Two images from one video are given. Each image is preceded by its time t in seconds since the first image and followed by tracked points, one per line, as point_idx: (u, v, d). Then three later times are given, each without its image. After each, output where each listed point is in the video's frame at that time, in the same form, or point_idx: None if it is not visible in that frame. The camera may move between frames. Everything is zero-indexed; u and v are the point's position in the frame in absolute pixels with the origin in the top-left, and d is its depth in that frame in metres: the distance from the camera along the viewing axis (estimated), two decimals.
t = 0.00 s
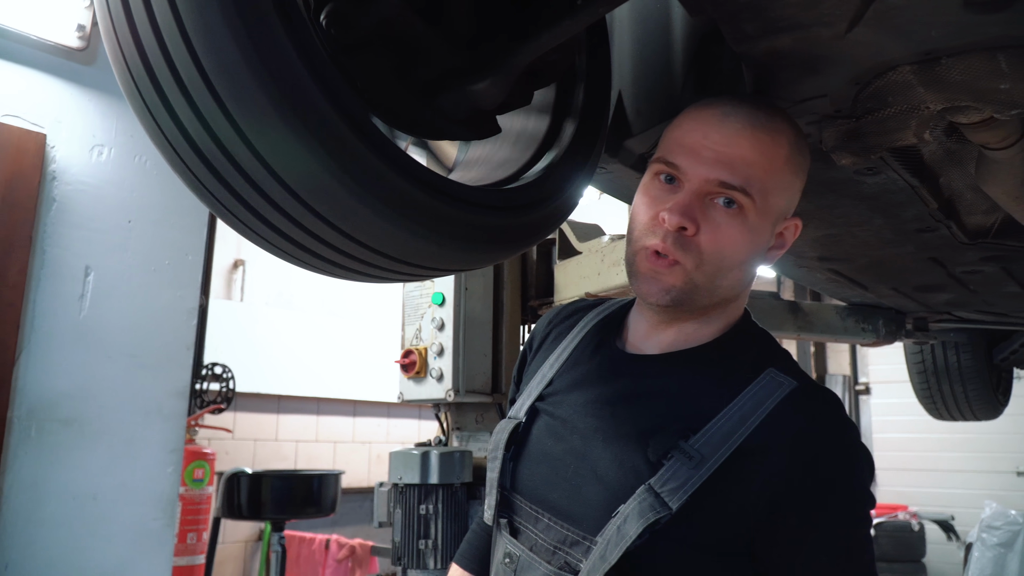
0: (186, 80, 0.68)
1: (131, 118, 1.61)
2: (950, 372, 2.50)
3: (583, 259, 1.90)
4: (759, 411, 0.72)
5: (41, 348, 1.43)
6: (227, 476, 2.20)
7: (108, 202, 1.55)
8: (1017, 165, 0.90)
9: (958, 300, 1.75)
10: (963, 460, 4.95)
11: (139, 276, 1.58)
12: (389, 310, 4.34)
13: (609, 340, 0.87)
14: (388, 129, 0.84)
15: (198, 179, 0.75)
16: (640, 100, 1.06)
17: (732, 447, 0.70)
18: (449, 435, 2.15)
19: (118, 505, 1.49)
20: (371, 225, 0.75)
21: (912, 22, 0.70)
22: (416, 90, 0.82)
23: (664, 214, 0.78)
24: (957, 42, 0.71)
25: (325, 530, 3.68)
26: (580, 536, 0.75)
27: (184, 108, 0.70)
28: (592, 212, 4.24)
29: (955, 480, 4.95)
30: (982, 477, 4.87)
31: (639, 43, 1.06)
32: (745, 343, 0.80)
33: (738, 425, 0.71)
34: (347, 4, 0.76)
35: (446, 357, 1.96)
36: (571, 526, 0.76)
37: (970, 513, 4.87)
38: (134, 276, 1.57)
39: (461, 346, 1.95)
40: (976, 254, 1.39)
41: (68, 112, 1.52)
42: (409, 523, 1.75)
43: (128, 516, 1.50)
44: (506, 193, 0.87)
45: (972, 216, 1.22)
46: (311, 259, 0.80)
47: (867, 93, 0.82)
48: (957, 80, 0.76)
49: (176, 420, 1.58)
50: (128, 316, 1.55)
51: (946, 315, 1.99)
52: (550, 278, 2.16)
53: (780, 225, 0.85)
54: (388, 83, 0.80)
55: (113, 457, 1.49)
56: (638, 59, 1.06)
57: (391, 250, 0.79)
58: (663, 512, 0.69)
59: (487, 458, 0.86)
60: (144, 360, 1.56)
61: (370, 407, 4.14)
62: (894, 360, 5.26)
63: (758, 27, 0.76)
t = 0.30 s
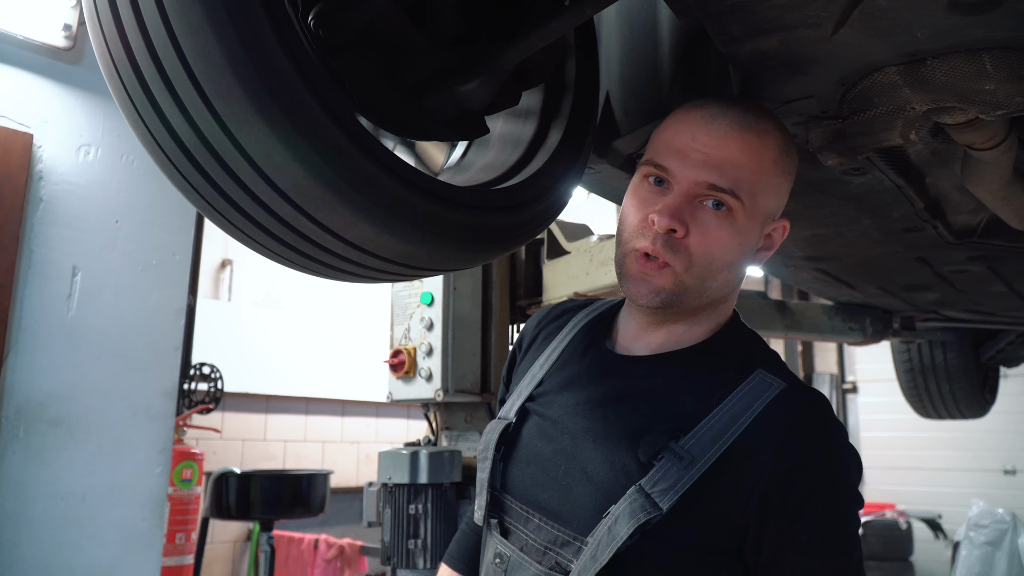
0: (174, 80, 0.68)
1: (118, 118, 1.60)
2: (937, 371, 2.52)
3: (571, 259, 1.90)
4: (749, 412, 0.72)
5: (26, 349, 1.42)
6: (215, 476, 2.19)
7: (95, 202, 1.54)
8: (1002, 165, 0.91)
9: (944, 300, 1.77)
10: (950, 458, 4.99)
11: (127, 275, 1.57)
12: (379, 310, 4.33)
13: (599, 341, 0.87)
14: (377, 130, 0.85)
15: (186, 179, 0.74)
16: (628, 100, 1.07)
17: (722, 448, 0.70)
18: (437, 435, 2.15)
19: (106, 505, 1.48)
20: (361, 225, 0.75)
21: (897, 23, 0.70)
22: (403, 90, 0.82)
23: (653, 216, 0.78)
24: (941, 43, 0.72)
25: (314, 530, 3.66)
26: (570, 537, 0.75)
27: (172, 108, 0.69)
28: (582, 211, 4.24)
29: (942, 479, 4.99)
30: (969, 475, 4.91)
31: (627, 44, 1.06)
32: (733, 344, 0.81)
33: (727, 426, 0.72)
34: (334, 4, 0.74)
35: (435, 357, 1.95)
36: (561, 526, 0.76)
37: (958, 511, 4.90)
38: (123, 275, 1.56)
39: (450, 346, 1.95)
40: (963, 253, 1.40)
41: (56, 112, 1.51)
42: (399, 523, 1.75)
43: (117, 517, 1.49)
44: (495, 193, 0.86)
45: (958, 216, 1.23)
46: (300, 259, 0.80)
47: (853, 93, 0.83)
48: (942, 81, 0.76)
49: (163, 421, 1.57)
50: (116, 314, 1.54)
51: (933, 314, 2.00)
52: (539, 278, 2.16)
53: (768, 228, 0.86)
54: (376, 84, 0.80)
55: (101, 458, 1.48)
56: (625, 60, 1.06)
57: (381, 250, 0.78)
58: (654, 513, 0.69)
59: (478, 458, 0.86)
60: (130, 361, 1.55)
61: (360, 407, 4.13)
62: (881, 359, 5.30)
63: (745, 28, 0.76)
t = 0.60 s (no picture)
0: (179, 86, 0.68)
1: (118, 119, 1.60)
2: (935, 371, 2.52)
3: (570, 260, 1.90)
4: (752, 422, 0.73)
5: (28, 350, 1.41)
6: (214, 476, 2.19)
7: (95, 202, 1.54)
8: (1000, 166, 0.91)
9: (941, 300, 1.77)
10: (948, 458, 5.00)
11: (127, 276, 1.57)
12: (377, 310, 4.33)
13: (602, 343, 0.88)
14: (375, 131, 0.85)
15: (190, 182, 0.74)
16: (627, 103, 1.07)
17: (726, 457, 0.71)
18: (437, 435, 2.14)
19: (106, 506, 1.48)
20: (365, 230, 0.75)
21: (895, 25, 0.70)
22: (402, 92, 0.82)
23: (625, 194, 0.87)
24: (938, 45, 0.72)
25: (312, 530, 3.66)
26: (574, 543, 0.76)
27: (174, 110, 0.69)
28: (580, 212, 4.25)
29: (940, 479, 5.00)
30: (967, 475, 4.91)
31: (624, 45, 1.06)
32: (734, 351, 0.83)
33: (731, 436, 0.72)
34: (336, 8, 0.74)
35: (434, 357, 1.95)
36: (565, 532, 0.77)
37: (956, 512, 4.91)
38: (123, 276, 1.56)
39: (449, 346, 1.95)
40: (960, 253, 1.41)
41: (56, 114, 1.51)
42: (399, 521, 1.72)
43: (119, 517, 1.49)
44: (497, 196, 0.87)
45: (955, 216, 1.24)
46: (304, 262, 0.80)
47: (851, 95, 0.83)
48: (940, 83, 0.76)
49: (163, 420, 1.57)
50: (116, 314, 1.54)
51: (930, 314, 2.01)
52: (537, 278, 2.16)
53: (756, 228, 0.89)
54: (373, 85, 0.80)
55: (101, 458, 1.48)
56: (623, 62, 1.06)
57: (384, 254, 0.79)
58: (658, 523, 0.70)
59: (482, 461, 0.86)
60: (129, 362, 1.54)
61: (358, 407, 4.13)
62: (879, 359, 5.32)
63: (743, 30, 0.77)
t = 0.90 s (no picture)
0: (198, 94, 0.68)
1: (132, 122, 1.62)
2: (947, 373, 2.51)
3: (581, 262, 1.90)
4: (779, 436, 0.75)
5: (43, 352, 1.43)
6: (226, 478, 2.20)
7: (109, 205, 1.56)
8: (1013, 168, 0.91)
9: (954, 302, 1.77)
10: (960, 461, 4.97)
11: (140, 279, 1.58)
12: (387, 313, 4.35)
13: (624, 350, 0.90)
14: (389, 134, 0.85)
15: (207, 186, 0.75)
16: (637, 106, 1.07)
17: (755, 471, 0.73)
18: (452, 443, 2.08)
19: (121, 508, 1.49)
20: (384, 235, 0.76)
21: (908, 27, 0.70)
22: (415, 96, 0.83)
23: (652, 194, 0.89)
24: (952, 48, 0.72)
25: (322, 531, 3.67)
26: (601, 553, 0.76)
27: (192, 114, 0.70)
28: (589, 215, 4.25)
29: (952, 482, 4.97)
30: (979, 479, 4.88)
31: (636, 48, 1.07)
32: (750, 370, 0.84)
33: (759, 450, 0.74)
34: (351, 11, 0.76)
35: (445, 360, 1.95)
36: (590, 542, 0.77)
37: (968, 515, 4.87)
38: (136, 279, 1.58)
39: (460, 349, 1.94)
40: (973, 255, 1.40)
41: (70, 116, 1.52)
42: (410, 523, 1.72)
43: (132, 519, 1.50)
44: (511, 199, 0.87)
45: (967, 218, 1.23)
46: (323, 267, 0.81)
47: (863, 98, 0.83)
48: (954, 85, 0.76)
49: (176, 423, 1.58)
50: (131, 318, 1.56)
51: (942, 316, 2.00)
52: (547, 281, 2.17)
53: (778, 236, 0.90)
54: (386, 89, 0.80)
55: (114, 460, 1.50)
56: (635, 66, 1.07)
57: (402, 258, 0.79)
58: (689, 535, 0.71)
59: (500, 469, 0.85)
60: (142, 363, 1.56)
61: (368, 409, 4.14)
62: (890, 361, 5.29)
63: (755, 34, 0.77)
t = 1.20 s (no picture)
0: (209, 96, 0.69)
1: (143, 125, 1.63)
2: (956, 378, 2.50)
3: (589, 266, 1.90)
4: (799, 437, 0.75)
5: (53, 354, 1.44)
6: (234, 481, 2.21)
7: (120, 208, 1.57)
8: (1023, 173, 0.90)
9: (963, 307, 1.76)
10: (970, 467, 4.93)
11: (150, 282, 1.59)
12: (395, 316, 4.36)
13: (644, 351, 0.91)
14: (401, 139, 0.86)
15: (219, 189, 0.76)
16: (647, 110, 1.08)
17: (772, 471, 0.73)
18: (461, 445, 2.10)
19: (130, 510, 1.50)
20: (393, 237, 0.76)
21: (918, 33, 0.70)
22: (424, 101, 0.83)
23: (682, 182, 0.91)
24: (962, 54, 0.72)
25: (330, 534, 3.67)
26: (615, 548, 0.76)
27: (204, 118, 0.71)
28: (597, 219, 4.26)
29: (961, 488, 4.93)
30: (989, 485, 4.84)
31: (646, 52, 1.08)
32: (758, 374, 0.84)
33: (778, 450, 0.74)
34: (362, 16, 0.76)
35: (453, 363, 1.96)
36: (606, 538, 0.77)
37: (977, 521, 4.84)
38: (146, 282, 1.59)
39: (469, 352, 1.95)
40: (983, 260, 1.40)
41: (81, 120, 1.54)
42: (418, 527, 1.72)
43: (140, 521, 1.51)
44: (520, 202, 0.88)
45: (977, 223, 1.23)
46: (333, 270, 0.82)
47: (873, 102, 0.82)
48: (963, 90, 0.76)
49: (185, 425, 1.59)
50: (142, 320, 1.57)
51: (952, 321, 1.98)
52: (556, 286, 2.17)
53: (799, 238, 0.89)
54: (398, 93, 0.81)
55: (124, 462, 1.51)
56: (644, 70, 1.08)
57: (411, 260, 0.80)
58: (704, 532, 0.71)
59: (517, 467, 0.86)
60: (152, 366, 1.57)
61: (376, 412, 4.15)
62: (899, 366, 5.27)
63: (765, 39, 0.76)
